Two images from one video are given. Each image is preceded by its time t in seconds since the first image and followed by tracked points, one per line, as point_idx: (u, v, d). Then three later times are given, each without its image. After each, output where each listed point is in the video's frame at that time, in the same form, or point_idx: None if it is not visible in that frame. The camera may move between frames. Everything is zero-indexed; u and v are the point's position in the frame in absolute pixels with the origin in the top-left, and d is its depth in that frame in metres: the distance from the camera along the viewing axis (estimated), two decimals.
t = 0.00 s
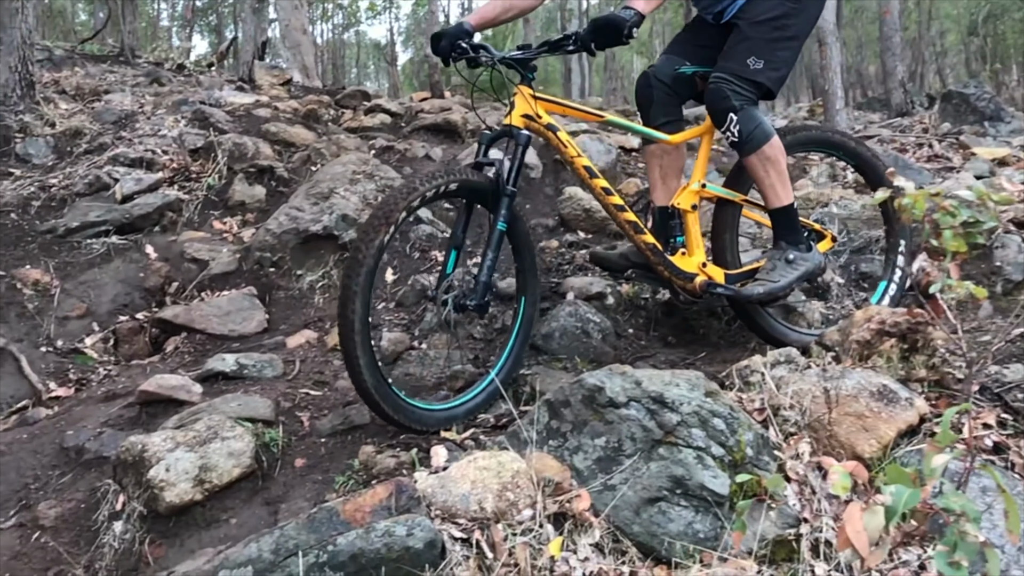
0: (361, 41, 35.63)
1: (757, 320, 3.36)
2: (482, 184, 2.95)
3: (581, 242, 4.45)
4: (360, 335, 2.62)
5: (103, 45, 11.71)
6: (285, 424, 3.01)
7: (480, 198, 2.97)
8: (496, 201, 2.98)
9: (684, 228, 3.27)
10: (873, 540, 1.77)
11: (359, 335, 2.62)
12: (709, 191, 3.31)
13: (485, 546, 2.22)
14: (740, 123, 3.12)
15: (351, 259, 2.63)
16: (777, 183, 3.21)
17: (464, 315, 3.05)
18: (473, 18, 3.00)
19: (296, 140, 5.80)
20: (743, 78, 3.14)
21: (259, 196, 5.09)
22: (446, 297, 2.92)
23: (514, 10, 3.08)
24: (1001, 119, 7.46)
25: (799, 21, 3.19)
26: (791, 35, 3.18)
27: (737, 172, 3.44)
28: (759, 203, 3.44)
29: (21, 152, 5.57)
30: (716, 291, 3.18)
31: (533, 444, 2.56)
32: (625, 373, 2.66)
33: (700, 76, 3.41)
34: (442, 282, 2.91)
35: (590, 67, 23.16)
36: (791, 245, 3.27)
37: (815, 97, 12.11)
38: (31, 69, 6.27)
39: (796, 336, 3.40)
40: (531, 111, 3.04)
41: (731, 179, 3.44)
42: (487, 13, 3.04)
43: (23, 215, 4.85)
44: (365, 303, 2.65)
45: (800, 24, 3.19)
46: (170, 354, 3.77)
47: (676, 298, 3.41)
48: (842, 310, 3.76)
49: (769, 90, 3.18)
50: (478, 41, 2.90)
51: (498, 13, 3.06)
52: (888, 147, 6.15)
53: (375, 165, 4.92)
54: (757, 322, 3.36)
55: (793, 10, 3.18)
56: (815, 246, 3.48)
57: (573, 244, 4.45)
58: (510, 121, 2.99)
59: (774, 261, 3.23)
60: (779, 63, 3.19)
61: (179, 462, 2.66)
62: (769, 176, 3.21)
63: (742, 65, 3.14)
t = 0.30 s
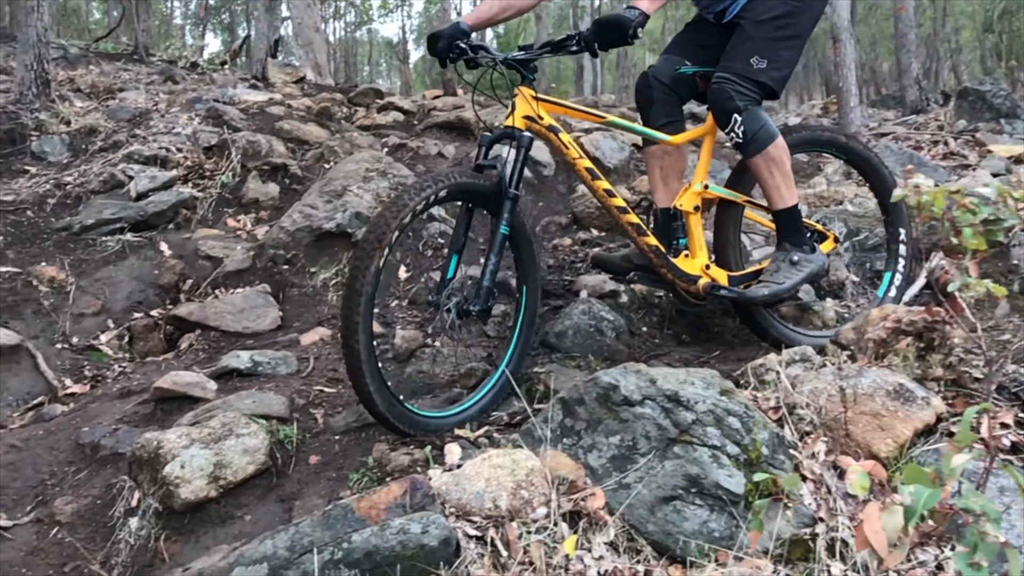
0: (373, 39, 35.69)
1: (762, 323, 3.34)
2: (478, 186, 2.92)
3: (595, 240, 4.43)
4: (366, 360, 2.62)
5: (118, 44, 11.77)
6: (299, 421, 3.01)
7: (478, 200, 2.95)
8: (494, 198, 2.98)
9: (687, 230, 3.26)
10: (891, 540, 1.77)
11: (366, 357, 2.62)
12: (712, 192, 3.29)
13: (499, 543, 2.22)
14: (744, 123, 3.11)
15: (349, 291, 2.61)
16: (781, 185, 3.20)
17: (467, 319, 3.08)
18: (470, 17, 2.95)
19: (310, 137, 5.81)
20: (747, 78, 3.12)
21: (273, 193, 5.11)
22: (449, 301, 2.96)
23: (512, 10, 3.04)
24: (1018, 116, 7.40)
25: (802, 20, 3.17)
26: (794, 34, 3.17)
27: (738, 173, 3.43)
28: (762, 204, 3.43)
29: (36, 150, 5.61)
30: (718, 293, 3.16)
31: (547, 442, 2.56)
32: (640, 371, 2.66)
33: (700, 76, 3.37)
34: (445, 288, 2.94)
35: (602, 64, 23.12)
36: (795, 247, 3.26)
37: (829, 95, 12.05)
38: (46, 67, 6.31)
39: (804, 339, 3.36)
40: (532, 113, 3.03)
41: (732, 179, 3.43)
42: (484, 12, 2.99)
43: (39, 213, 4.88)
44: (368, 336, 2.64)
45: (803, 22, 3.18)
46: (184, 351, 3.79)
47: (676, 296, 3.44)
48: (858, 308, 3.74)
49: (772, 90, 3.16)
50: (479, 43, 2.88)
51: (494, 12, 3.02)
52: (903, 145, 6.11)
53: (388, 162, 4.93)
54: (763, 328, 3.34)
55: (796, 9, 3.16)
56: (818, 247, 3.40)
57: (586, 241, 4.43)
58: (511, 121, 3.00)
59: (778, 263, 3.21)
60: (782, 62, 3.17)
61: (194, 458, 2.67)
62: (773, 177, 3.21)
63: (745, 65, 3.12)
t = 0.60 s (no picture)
0: (385, 38, 35.75)
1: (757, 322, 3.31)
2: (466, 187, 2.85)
3: (608, 239, 4.42)
4: (366, 373, 2.59)
5: (132, 44, 11.82)
6: (313, 419, 3.02)
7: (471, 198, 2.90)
8: (490, 190, 2.92)
9: (688, 232, 3.21)
10: (911, 541, 1.77)
11: (364, 364, 2.59)
12: (712, 194, 3.26)
13: (513, 543, 2.21)
14: (748, 125, 3.09)
15: (341, 315, 2.58)
16: (784, 187, 3.18)
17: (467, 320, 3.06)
18: (473, 20, 2.92)
19: (323, 137, 5.83)
20: (752, 79, 3.10)
21: (286, 192, 5.12)
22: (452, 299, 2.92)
23: (513, 10, 3.03)
24: None
25: (806, 20, 3.16)
26: (798, 34, 3.15)
27: (739, 174, 3.41)
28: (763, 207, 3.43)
29: (52, 149, 5.64)
30: (719, 295, 3.14)
31: (561, 441, 2.55)
32: (655, 370, 2.66)
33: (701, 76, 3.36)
34: (444, 288, 2.91)
35: (614, 63, 23.07)
36: (796, 249, 3.25)
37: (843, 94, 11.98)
38: (62, 66, 6.35)
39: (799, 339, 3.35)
40: (533, 111, 3.00)
41: (733, 181, 3.42)
42: (485, 14, 2.97)
43: (54, 212, 4.90)
44: (366, 352, 2.61)
45: (807, 22, 3.17)
46: (199, 349, 3.80)
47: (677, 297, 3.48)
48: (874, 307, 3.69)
49: (776, 91, 3.14)
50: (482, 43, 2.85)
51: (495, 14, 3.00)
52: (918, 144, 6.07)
53: (400, 161, 4.93)
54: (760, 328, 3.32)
55: (800, 9, 3.15)
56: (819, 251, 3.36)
57: (599, 240, 4.42)
58: (511, 121, 2.96)
59: (780, 264, 3.19)
60: (787, 63, 3.15)
61: (209, 456, 2.68)
62: (775, 179, 3.19)
63: (750, 65, 3.10)
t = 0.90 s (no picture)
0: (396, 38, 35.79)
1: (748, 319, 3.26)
2: (445, 190, 2.74)
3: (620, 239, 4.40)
4: (365, 394, 2.53)
5: (144, 44, 11.86)
6: (326, 418, 3.02)
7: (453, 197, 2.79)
8: (473, 184, 2.81)
9: (687, 234, 3.19)
10: (929, 544, 1.76)
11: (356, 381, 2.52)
12: (712, 195, 3.24)
13: (527, 543, 2.21)
14: (749, 126, 3.06)
15: (331, 341, 2.51)
16: (785, 189, 3.14)
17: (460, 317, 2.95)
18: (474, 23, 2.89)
19: (335, 136, 5.83)
20: (753, 79, 3.07)
21: (299, 191, 5.13)
22: (445, 296, 2.80)
23: (514, 11, 2.97)
24: None
25: (809, 21, 3.14)
26: (799, 35, 3.13)
27: (739, 177, 3.36)
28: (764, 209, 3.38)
29: (66, 149, 5.67)
30: (720, 298, 3.11)
31: (575, 441, 2.55)
32: (669, 370, 2.65)
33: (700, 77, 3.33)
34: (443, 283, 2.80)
35: (625, 62, 23.03)
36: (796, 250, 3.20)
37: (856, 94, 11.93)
38: (76, 66, 6.38)
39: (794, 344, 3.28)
40: (532, 110, 2.96)
41: (733, 183, 3.36)
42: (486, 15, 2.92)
43: (68, 211, 4.93)
44: (362, 373, 2.55)
45: (809, 23, 3.15)
46: (212, 347, 3.81)
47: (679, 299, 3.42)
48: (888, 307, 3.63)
49: (777, 91, 3.12)
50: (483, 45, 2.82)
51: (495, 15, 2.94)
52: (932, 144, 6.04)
53: (412, 161, 4.94)
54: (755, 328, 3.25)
55: (802, 10, 3.13)
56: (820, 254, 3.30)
57: (612, 240, 4.40)
58: (511, 120, 2.90)
59: (781, 266, 3.15)
60: (789, 63, 3.13)
61: (222, 455, 2.68)
62: (776, 180, 3.15)
63: (752, 66, 3.07)
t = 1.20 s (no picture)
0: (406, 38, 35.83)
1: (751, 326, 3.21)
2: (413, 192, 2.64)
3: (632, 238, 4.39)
4: (362, 411, 2.53)
5: (156, 44, 11.91)
6: (338, 418, 3.02)
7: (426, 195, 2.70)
8: (447, 180, 2.72)
9: (685, 235, 3.15)
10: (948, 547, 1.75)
11: (348, 399, 2.50)
12: (711, 196, 3.19)
13: (540, 543, 2.20)
14: (746, 126, 3.02)
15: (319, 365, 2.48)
16: (784, 190, 3.11)
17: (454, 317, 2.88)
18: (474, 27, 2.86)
19: (347, 136, 5.84)
20: (751, 79, 3.04)
21: (310, 191, 5.15)
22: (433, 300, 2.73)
23: (512, 14, 2.95)
24: None
25: (809, 21, 3.12)
26: (797, 36, 3.10)
27: (737, 178, 3.33)
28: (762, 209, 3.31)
29: (79, 148, 5.69)
30: (718, 300, 3.06)
31: (588, 441, 2.54)
32: (682, 371, 2.64)
33: (697, 77, 3.30)
34: (433, 280, 2.75)
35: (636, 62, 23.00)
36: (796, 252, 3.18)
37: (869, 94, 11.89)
38: (89, 66, 6.41)
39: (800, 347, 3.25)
40: (527, 109, 2.91)
41: (732, 184, 3.33)
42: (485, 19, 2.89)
43: (82, 210, 4.95)
44: (356, 390, 2.53)
45: (808, 24, 3.12)
46: (224, 346, 3.82)
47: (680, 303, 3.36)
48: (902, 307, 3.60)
49: (774, 91, 3.10)
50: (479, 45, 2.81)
51: (495, 19, 2.91)
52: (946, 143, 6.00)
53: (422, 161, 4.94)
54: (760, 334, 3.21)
55: (801, 11, 3.11)
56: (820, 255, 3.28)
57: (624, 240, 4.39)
58: (506, 118, 2.85)
59: (781, 267, 3.12)
60: (787, 64, 3.11)
61: (235, 453, 2.68)
62: (775, 180, 3.12)
63: (749, 65, 3.04)
